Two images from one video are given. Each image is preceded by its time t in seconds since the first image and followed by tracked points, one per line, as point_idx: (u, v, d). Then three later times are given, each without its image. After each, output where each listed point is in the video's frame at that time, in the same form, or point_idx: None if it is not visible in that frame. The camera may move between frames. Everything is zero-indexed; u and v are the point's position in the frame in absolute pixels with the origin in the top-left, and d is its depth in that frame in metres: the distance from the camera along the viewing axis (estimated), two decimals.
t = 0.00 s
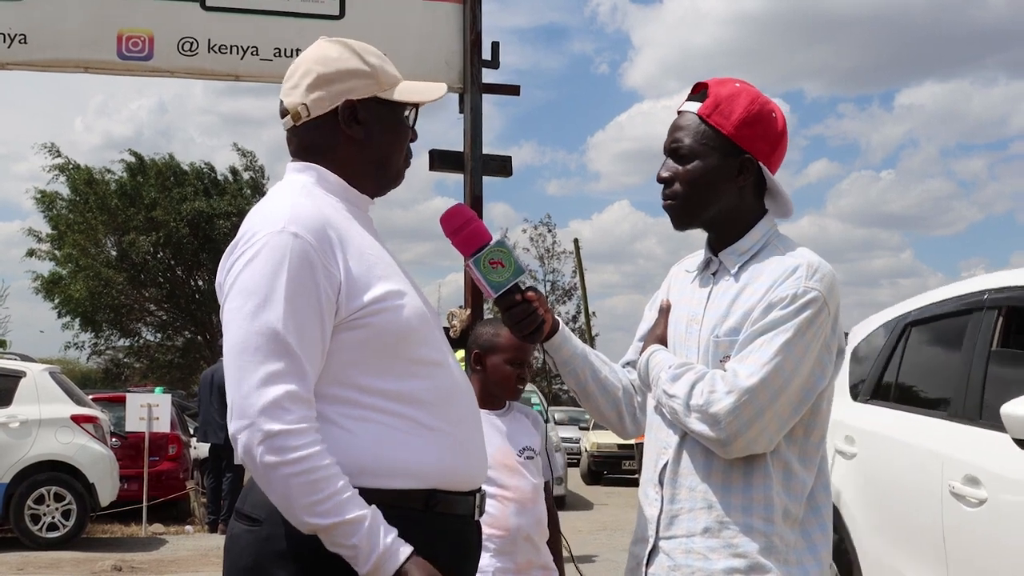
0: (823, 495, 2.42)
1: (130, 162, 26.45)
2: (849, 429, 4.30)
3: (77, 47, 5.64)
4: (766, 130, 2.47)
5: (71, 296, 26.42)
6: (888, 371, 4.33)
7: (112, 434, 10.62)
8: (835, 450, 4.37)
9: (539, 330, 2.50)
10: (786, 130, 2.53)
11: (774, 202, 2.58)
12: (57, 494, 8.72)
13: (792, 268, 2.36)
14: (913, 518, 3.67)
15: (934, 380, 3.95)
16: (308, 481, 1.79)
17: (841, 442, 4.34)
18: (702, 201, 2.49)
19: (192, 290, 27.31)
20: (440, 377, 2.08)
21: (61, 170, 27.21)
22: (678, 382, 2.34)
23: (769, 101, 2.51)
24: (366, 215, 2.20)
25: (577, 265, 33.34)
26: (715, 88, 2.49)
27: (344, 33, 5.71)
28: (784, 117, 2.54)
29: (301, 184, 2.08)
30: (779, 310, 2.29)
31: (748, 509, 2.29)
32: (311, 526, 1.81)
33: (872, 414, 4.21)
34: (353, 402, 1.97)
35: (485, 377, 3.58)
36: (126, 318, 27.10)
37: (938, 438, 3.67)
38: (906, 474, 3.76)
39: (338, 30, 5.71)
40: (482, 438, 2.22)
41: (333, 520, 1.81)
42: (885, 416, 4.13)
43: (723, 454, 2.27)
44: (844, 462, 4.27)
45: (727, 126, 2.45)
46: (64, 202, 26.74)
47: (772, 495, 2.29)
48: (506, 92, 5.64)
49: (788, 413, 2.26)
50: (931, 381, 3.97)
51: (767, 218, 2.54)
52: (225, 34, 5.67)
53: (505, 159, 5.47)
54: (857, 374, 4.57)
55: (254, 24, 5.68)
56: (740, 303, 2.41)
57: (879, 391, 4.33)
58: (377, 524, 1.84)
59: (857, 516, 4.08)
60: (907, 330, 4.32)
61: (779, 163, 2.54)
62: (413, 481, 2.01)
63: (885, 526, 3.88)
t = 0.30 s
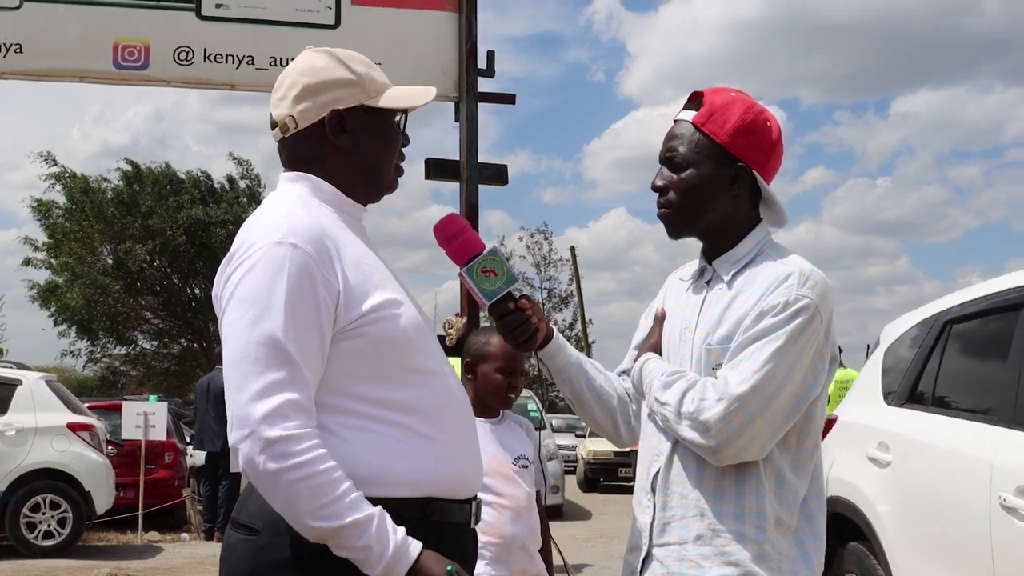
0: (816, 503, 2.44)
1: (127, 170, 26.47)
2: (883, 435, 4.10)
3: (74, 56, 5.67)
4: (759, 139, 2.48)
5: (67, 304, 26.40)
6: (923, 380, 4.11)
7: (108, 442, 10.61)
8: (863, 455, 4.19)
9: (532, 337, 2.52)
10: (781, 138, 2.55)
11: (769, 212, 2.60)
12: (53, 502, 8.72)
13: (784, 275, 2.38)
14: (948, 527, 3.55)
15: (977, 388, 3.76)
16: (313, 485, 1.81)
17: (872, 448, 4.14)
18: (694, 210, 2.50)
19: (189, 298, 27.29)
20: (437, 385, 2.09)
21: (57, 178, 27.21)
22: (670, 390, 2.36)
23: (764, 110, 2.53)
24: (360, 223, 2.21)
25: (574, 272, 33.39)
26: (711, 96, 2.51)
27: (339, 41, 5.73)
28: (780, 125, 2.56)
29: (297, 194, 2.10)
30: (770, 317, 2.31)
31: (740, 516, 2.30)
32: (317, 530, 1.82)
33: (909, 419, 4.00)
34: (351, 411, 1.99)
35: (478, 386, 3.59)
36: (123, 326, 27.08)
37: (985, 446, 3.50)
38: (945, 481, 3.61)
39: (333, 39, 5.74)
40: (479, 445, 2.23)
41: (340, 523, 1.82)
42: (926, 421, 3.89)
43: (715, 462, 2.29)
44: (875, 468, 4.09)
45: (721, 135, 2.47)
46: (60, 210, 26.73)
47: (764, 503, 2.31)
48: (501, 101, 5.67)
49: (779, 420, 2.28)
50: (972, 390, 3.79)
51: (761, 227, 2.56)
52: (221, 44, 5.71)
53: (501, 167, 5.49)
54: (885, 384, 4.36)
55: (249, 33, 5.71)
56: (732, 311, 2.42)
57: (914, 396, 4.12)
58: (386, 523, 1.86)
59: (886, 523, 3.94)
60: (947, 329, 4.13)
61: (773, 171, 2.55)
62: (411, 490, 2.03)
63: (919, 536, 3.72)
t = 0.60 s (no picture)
0: (812, 503, 2.45)
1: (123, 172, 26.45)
2: (919, 449, 3.92)
3: (70, 59, 5.67)
4: (755, 141, 2.49)
5: (64, 306, 26.36)
6: (964, 385, 3.93)
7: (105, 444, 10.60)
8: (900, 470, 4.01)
9: (530, 339, 2.52)
10: (776, 140, 2.55)
11: (766, 212, 2.61)
12: (51, 504, 8.72)
13: (779, 276, 2.38)
14: (980, 536, 3.37)
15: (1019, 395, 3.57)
16: (317, 451, 1.80)
17: (910, 463, 3.95)
18: (690, 212, 2.51)
19: (186, 300, 27.27)
20: (428, 387, 2.09)
21: (54, 180, 27.19)
22: (666, 390, 2.36)
23: (759, 111, 2.54)
24: (354, 226, 2.22)
25: (571, 274, 33.41)
26: (705, 98, 2.52)
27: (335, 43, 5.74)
28: (776, 126, 2.57)
29: (287, 198, 2.10)
30: (765, 318, 2.32)
31: (737, 516, 2.31)
32: (335, 492, 1.83)
33: (949, 430, 3.81)
34: (343, 412, 1.98)
35: (471, 388, 3.59)
36: (120, 327, 27.05)
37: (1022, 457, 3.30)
38: (978, 489, 3.43)
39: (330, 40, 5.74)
40: (471, 448, 2.22)
41: (352, 479, 1.82)
42: (964, 432, 3.71)
43: (711, 462, 2.29)
44: (913, 485, 3.89)
45: (716, 137, 2.48)
46: (57, 212, 26.69)
47: (760, 503, 2.31)
48: (497, 102, 5.67)
49: (775, 420, 2.28)
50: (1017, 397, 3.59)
51: (757, 228, 2.57)
52: (218, 45, 5.71)
53: (498, 168, 5.50)
54: (924, 392, 4.18)
55: (246, 34, 5.71)
56: (728, 312, 2.43)
57: (954, 404, 3.93)
58: (398, 462, 1.86)
59: (922, 537, 3.73)
60: (990, 332, 3.95)
61: (769, 172, 2.56)
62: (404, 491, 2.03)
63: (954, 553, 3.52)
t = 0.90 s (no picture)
0: (810, 503, 2.47)
1: (119, 172, 26.42)
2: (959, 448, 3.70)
3: (65, 59, 5.67)
4: (753, 141, 2.50)
5: (60, 307, 26.32)
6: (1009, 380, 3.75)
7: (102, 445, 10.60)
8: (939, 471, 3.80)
9: (527, 338, 2.54)
10: (773, 139, 2.56)
11: (762, 211, 2.62)
12: (47, 504, 8.71)
13: (779, 276, 2.40)
14: None
15: None
16: (308, 419, 1.80)
17: (949, 463, 3.74)
18: (688, 213, 2.52)
19: (182, 300, 27.25)
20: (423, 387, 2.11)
21: (50, 180, 27.13)
22: (666, 390, 2.37)
23: (755, 111, 2.55)
24: (351, 226, 2.23)
25: (567, 273, 33.42)
26: (701, 99, 2.53)
27: (332, 44, 5.74)
28: (772, 125, 2.58)
29: (283, 198, 2.11)
30: (766, 318, 2.33)
31: (737, 516, 2.32)
32: (338, 449, 1.83)
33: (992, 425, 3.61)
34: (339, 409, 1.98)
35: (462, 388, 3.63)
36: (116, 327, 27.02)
37: None
38: None
39: (326, 40, 5.74)
40: (466, 447, 2.24)
41: (348, 430, 1.82)
42: (1010, 427, 3.52)
43: (712, 461, 2.30)
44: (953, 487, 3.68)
45: (714, 137, 2.49)
46: (53, 212, 26.65)
47: (760, 503, 2.32)
48: (494, 102, 5.68)
49: (775, 420, 2.30)
50: None
51: (756, 228, 2.57)
52: (214, 46, 5.72)
53: (494, 168, 5.51)
54: (964, 389, 4.00)
55: (242, 34, 5.71)
56: (727, 312, 2.44)
57: (998, 400, 3.75)
58: (382, 397, 1.85)
59: (963, 539, 3.52)
60: None
61: (766, 171, 2.57)
62: (398, 490, 2.04)
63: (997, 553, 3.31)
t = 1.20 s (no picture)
0: (806, 503, 2.47)
1: (117, 172, 26.41)
2: (1013, 443, 3.31)
3: (61, 59, 5.66)
4: (749, 140, 2.51)
5: (57, 307, 26.29)
6: None
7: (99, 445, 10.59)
8: (990, 468, 3.40)
9: (524, 337, 2.55)
10: (768, 138, 2.57)
11: (758, 211, 2.62)
12: (44, 505, 8.71)
13: (776, 276, 2.40)
14: None
15: None
16: (310, 431, 1.79)
17: (1003, 460, 3.33)
18: (684, 212, 2.52)
19: (179, 300, 27.24)
20: (420, 388, 2.11)
21: (47, 180, 27.09)
22: (664, 390, 2.37)
23: (751, 109, 2.55)
24: (345, 224, 2.23)
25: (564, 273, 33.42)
26: (697, 98, 2.54)
27: (328, 44, 5.75)
28: (767, 124, 2.58)
29: (280, 198, 2.11)
30: (763, 318, 2.33)
31: (733, 515, 2.32)
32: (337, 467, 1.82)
33: None
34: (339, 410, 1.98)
35: (456, 387, 3.64)
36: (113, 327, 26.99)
37: None
38: None
39: (322, 40, 5.74)
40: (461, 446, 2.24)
41: (350, 452, 1.81)
42: None
43: (709, 461, 2.30)
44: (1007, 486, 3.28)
45: (710, 136, 2.49)
46: (50, 213, 26.63)
47: (757, 502, 2.32)
48: (490, 102, 5.68)
49: (772, 420, 2.30)
50: None
51: (751, 227, 2.58)
52: (210, 45, 5.72)
53: (490, 167, 5.51)
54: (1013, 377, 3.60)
55: (237, 34, 5.71)
56: (724, 311, 2.44)
57: None
58: (391, 428, 1.84)
59: (1016, 542, 3.14)
60: None
61: (762, 170, 2.57)
62: (394, 491, 2.04)
63: None
